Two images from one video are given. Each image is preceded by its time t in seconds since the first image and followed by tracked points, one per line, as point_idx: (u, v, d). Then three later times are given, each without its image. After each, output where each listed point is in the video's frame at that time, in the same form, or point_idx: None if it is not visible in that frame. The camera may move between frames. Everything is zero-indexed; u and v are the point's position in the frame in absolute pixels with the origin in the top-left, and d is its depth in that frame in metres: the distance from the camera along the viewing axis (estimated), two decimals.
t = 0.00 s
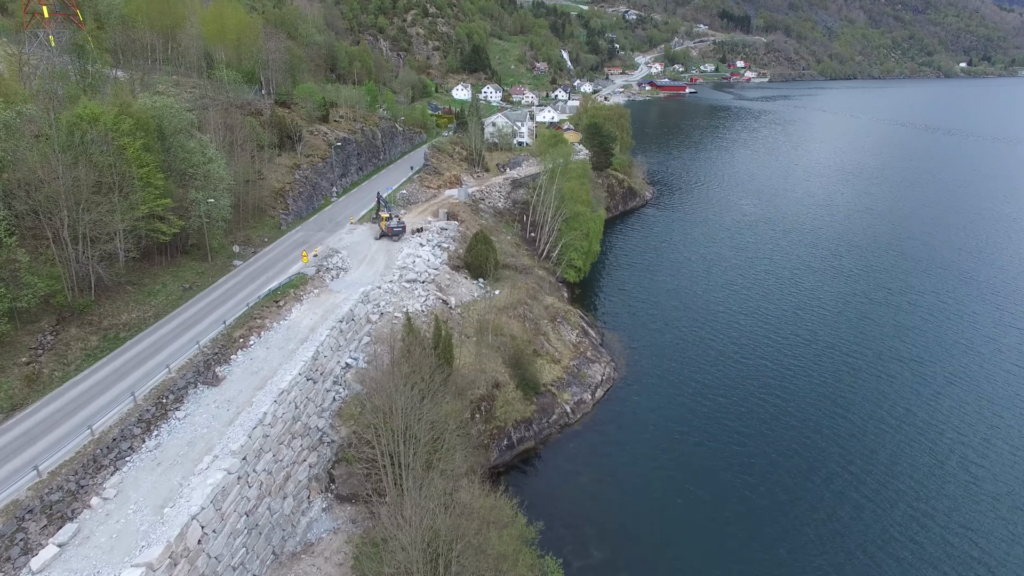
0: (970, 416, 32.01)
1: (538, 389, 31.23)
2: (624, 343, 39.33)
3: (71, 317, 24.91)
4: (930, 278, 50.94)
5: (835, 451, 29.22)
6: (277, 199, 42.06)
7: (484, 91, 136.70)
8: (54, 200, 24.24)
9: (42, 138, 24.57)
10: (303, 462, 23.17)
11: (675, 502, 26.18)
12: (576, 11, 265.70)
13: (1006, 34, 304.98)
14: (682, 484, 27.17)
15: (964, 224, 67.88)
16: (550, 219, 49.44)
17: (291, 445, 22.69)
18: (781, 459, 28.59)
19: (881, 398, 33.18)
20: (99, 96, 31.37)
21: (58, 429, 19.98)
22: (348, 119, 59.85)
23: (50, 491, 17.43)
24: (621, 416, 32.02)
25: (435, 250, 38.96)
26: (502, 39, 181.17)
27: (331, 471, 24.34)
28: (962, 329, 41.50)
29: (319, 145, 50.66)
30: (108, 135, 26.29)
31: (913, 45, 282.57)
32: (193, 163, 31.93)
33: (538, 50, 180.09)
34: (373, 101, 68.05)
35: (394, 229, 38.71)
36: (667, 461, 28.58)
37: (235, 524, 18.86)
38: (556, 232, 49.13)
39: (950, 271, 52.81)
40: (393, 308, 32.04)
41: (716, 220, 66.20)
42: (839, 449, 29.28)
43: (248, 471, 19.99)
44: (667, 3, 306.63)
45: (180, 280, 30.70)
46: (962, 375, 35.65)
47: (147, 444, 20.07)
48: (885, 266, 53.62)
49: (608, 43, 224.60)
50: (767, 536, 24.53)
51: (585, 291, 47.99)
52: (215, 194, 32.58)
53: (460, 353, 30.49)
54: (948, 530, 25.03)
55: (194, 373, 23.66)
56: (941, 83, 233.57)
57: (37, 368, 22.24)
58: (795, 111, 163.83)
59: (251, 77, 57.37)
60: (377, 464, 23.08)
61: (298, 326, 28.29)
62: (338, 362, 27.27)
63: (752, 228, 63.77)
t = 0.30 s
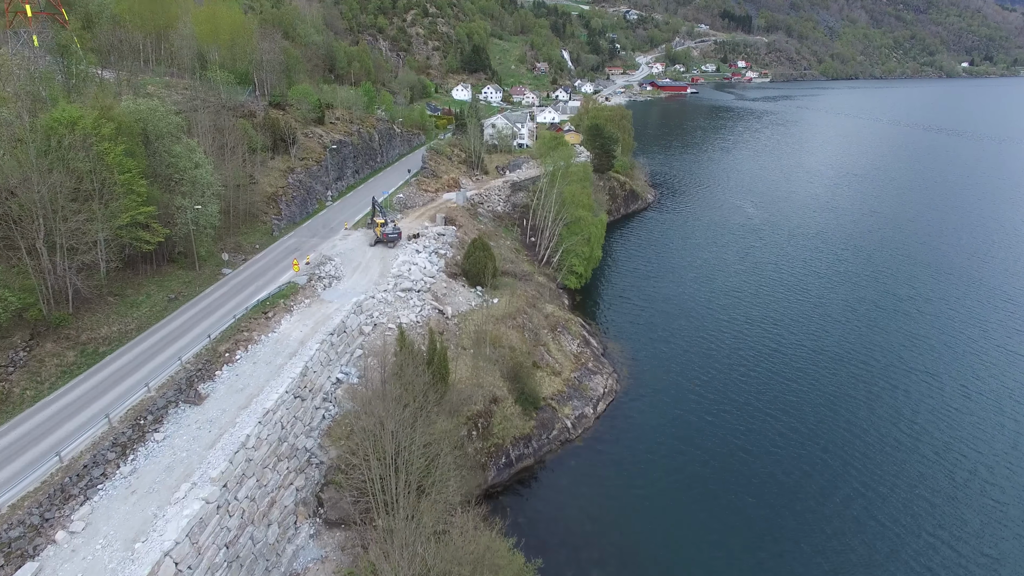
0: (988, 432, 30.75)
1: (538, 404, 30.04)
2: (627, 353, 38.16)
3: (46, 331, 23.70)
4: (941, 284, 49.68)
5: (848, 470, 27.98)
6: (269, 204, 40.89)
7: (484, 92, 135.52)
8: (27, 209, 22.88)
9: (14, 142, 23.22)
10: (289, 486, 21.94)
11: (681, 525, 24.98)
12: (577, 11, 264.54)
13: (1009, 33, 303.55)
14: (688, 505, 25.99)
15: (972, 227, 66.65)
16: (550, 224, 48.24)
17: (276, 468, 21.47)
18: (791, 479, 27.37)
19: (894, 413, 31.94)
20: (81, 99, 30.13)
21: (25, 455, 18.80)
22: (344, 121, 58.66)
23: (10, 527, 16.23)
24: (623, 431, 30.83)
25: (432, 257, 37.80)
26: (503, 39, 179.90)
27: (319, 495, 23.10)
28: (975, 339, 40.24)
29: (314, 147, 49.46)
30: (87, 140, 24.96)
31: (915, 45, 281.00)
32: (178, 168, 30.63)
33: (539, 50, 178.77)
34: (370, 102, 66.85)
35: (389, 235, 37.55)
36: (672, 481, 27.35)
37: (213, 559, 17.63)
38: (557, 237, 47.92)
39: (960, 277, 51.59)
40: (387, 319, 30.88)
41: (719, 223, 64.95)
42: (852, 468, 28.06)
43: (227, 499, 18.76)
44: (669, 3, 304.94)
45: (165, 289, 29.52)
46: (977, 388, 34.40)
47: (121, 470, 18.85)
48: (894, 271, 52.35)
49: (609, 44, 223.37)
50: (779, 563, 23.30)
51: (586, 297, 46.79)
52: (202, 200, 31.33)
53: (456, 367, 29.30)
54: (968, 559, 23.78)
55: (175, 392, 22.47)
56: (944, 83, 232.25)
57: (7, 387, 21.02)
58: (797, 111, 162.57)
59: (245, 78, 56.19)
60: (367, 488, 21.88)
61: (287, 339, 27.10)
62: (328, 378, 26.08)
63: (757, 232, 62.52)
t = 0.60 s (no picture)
0: (1006, 449, 29.60)
1: (537, 419, 28.84)
2: (629, 363, 36.94)
3: (18, 346, 22.50)
4: (949, 289, 48.55)
5: (862, 490, 26.81)
6: (261, 209, 39.66)
7: (484, 92, 134.25)
8: None
9: None
10: (274, 512, 20.73)
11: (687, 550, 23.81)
12: (577, 11, 263.31)
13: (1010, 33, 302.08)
14: (694, 528, 24.80)
15: (979, 231, 65.52)
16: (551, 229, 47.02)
17: (259, 494, 20.25)
18: (802, 500, 26.17)
19: (907, 428, 30.78)
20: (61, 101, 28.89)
21: None
22: (340, 123, 57.43)
23: None
24: (626, 447, 29.65)
25: (428, 264, 36.57)
26: (503, 39, 178.65)
27: (306, 520, 21.89)
28: (987, 348, 39.10)
29: (308, 150, 48.24)
30: (63, 145, 23.72)
31: (916, 45, 279.63)
32: (162, 174, 29.39)
33: (539, 50, 177.50)
34: (366, 103, 65.61)
35: (384, 241, 36.33)
36: (677, 502, 26.16)
37: None
38: (557, 242, 46.72)
39: (970, 283, 50.47)
40: (380, 331, 29.66)
41: (722, 227, 63.75)
42: (865, 488, 26.90)
43: (205, 531, 17.52)
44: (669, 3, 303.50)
45: (149, 300, 28.32)
46: (992, 402, 33.25)
47: (91, 500, 17.63)
48: (902, 277, 51.19)
49: (609, 44, 222.09)
50: None
51: (587, 304, 45.57)
52: (188, 207, 30.11)
53: (452, 381, 28.11)
54: None
55: (153, 412, 21.23)
56: (946, 83, 231.02)
57: None
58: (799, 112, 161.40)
59: (238, 79, 54.94)
60: (357, 515, 20.67)
61: (275, 353, 25.89)
62: (317, 395, 24.88)
63: (760, 235, 61.36)
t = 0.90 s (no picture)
0: None
1: (536, 436, 27.60)
2: (632, 375, 35.75)
3: None
4: (960, 295, 47.32)
5: (876, 512, 25.64)
6: (252, 214, 38.49)
7: (484, 92, 133.07)
8: None
9: None
10: (256, 542, 19.47)
11: None
12: (578, 11, 262.40)
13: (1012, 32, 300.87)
14: (701, 554, 23.63)
15: (988, 234, 64.30)
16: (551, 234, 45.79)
17: (240, 523, 19.01)
18: (814, 523, 25.02)
19: (923, 446, 29.60)
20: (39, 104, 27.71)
21: None
22: (335, 124, 56.23)
23: None
24: (629, 465, 28.42)
25: (423, 272, 35.36)
26: (503, 39, 177.49)
27: (291, 550, 20.58)
28: (1001, 357, 37.92)
29: (302, 153, 47.04)
30: (35, 151, 22.53)
31: (917, 45, 278.27)
32: (145, 179, 28.19)
33: (539, 50, 176.28)
34: (363, 104, 64.41)
35: (378, 248, 35.11)
36: (683, 524, 24.98)
37: None
38: (557, 247, 45.52)
39: (981, 287, 49.27)
40: (372, 343, 28.46)
41: (726, 230, 62.52)
42: (880, 511, 25.75)
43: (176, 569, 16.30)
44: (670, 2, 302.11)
45: (131, 311, 27.10)
46: (1009, 416, 32.09)
47: (56, 534, 16.43)
48: (910, 281, 49.93)
49: (610, 44, 220.78)
50: None
51: (588, 311, 44.34)
52: (172, 213, 28.89)
53: (447, 397, 26.90)
54: None
55: (128, 435, 19.99)
56: (947, 83, 229.71)
57: None
58: (800, 112, 160.26)
59: (231, 80, 53.72)
60: (345, 547, 19.41)
61: (261, 369, 24.67)
62: (305, 414, 23.66)
63: (765, 239, 60.11)
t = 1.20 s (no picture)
0: None
1: (536, 454, 26.40)
2: (635, 386, 34.54)
3: None
4: (973, 302, 45.97)
5: (892, 536, 24.43)
6: (243, 219, 37.33)
7: (484, 92, 131.72)
8: None
9: None
10: None
11: None
12: (579, 11, 261.29)
13: (1015, 32, 299.54)
14: None
15: (998, 236, 62.93)
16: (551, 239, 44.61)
17: (219, 556, 17.81)
18: (827, 549, 23.78)
19: (940, 464, 28.35)
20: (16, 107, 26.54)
21: None
22: (331, 127, 54.99)
23: None
24: (633, 484, 27.19)
25: (419, 280, 34.18)
26: (503, 39, 176.34)
27: None
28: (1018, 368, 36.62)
29: (295, 156, 45.83)
30: (5, 157, 21.29)
31: (919, 45, 276.81)
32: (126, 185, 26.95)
33: (540, 50, 175.18)
34: (360, 105, 63.22)
35: (372, 256, 33.96)
36: (689, 549, 23.76)
37: None
38: (557, 253, 44.28)
39: (994, 293, 47.87)
40: (365, 357, 27.28)
41: (729, 233, 61.30)
42: (898, 536, 24.49)
43: None
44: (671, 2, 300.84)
45: (111, 324, 25.89)
46: None
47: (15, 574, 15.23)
48: (921, 287, 48.61)
49: (610, 44, 219.61)
50: None
51: (589, 319, 43.14)
52: (155, 221, 27.66)
53: (441, 414, 25.69)
54: None
55: (99, 462, 18.79)
56: (950, 83, 228.29)
57: None
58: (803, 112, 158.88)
59: (224, 81, 52.55)
60: None
61: (246, 387, 23.45)
62: (292, 434, 22.44)
63: (770, 243, 58.82)
